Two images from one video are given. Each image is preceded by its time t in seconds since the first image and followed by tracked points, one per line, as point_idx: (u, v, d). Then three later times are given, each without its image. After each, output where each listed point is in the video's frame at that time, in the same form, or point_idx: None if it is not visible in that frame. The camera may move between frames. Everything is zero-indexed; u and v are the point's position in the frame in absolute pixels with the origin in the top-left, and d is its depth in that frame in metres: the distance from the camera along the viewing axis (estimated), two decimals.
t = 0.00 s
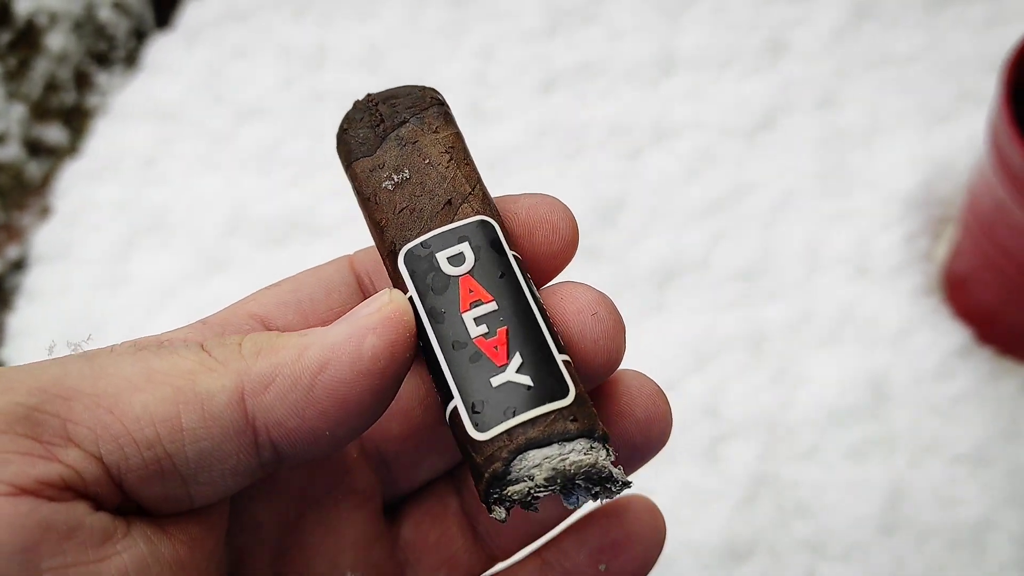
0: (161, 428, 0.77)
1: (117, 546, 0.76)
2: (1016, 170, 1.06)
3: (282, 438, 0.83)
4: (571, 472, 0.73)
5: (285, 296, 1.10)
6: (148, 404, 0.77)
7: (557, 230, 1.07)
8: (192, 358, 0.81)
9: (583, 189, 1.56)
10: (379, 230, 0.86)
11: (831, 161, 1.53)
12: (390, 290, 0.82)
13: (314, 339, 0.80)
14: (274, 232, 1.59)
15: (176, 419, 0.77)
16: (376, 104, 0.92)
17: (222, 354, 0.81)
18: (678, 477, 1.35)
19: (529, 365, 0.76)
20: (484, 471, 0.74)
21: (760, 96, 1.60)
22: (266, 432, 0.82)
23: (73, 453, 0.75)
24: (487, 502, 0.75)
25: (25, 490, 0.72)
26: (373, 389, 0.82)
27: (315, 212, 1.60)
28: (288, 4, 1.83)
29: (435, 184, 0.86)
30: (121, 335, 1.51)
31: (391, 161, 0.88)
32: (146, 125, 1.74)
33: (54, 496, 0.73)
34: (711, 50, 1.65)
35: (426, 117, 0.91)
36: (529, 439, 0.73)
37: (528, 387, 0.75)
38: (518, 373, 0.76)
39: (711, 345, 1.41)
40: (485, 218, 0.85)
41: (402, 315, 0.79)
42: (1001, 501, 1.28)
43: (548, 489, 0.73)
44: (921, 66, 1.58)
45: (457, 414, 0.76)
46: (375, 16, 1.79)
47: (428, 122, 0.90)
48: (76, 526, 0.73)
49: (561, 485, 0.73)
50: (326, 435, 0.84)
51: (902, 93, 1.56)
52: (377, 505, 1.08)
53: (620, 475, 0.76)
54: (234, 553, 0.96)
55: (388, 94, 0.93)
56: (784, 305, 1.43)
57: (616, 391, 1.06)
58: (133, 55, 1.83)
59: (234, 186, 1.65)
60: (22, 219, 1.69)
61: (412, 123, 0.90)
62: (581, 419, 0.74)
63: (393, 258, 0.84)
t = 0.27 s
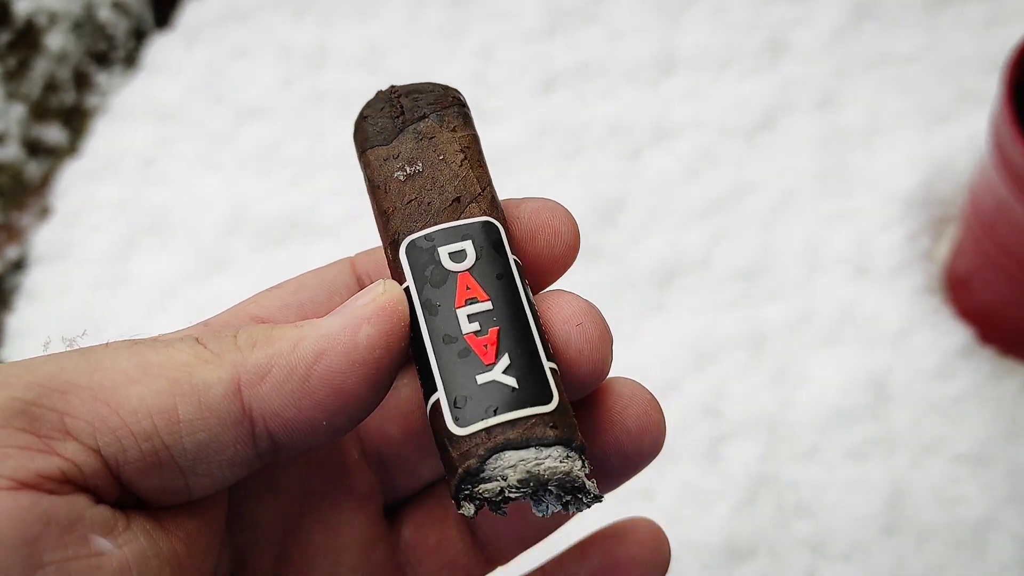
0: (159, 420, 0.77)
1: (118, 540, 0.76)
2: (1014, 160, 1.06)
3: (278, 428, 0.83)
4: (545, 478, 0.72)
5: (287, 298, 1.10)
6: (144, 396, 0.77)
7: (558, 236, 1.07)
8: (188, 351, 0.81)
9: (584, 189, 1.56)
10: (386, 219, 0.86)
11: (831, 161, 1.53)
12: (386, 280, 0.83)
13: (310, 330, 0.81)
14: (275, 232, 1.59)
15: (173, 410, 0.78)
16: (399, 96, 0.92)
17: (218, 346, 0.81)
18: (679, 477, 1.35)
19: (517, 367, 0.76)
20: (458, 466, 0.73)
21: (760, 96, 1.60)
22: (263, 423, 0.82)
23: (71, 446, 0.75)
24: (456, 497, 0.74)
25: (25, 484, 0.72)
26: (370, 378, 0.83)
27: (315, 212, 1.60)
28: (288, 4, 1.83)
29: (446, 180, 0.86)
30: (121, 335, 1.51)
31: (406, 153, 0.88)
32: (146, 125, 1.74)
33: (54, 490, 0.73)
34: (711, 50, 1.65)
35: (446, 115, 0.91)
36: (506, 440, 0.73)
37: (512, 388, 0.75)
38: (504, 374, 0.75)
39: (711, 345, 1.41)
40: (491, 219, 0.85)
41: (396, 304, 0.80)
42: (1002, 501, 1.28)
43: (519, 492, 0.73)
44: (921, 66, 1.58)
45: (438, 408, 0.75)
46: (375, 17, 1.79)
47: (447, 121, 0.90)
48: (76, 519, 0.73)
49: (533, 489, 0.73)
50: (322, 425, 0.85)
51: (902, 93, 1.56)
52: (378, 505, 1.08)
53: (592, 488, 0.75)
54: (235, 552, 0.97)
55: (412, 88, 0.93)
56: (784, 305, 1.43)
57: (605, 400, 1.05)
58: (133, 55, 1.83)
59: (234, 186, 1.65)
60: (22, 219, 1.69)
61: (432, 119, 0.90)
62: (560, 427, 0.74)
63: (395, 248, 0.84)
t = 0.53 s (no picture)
0: (150, 408, 0.78)
1: (116, 530, 0.77)
2: (1014, 168, 1.06)
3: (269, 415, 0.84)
4: (518, 475, 0.72)
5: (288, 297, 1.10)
6: (136, 385, 0.78)
7: (562, 238, 1.07)
8: (178, 339, 0.81)
9: (583, 190, 1.56)
10: (389, 210, 0.86)
11: (830, 161, 1.53)
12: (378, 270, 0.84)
13: (300, 319, 0.83)
14: (274, 233, 1.59)
15: (164, 398, 0.78)
16: (415, 93, 0.92)
17: (208, 334, 0.82)
18: (679, 477, 1.35)
19: (502, 364, 0.75)
20: (432, 455, 0.73)
21: (760, 96, 1.60)
22: (253, 411, 0.83)
23: (64, 436, 0.75)
24: (427, 487, 0.74)
25: (20, 476, 0.71)
26: (358, 366, 0.85)
27: (315, 213, 1.60)
28: (288, 5, 1.83)
29: (452, 176, 0.86)
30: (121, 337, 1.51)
31: (415, 148, 0.88)
32: (146, 126, 1.74)
33: (50, 481, 0.73)
34: (711, 51, 1.65)
35: (459, 114, 0.91)
36: (483, 434, 0.72)
37: (494, 383, 0.74)
38: (488, 369, 0.75)
39: (711, 345, 1.41)
40: (491, 217, 0.84)
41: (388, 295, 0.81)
42: (1001, 501, 1.28)
43: (491, 486, 0.72)
44: (920, 67, 1.58)
45: (420, 397, 0.76)
46: (374, 17, 1.79)
47: (459, 120, 0.90)
48: (74, 510, 0.74)
49: (505, 485, 0.72)
50: (312, 413, 0.87)
51: (902, 93, 1.56)
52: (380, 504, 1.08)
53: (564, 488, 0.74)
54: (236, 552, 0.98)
55: (430, 86, 0.93)
56: (784, 306, 1.43)
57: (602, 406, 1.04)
58: (133, 56, 1.83)
59: (234, 187, 1.65)
60: (22, 220, 1.69)
61: (444, 117, 0.90)
62: (538, 426, 0.74)
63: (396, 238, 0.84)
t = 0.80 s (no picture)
0: (129, 404, 0.78)
1: (104, 533, 0.76)
2: (1014, 171, 1.06)
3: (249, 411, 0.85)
4: (494, 491, 0.73)
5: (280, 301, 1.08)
6: (114, 381, 0.78)
7: (552, 251, 1.06)
8: (156, 335, 0.82)
9: (582, 191, 1.56)
10: (390, 207, 0.85)
11: (829, 162, 1.53)
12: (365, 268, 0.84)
13: (280, 316, 0.83)
14: (274, 233, 1.59)
15: (143, 395, 0.78)
16: (427, 93, 0.91)
17: (186, 331, 0.83)
18: (677, 477, 1.35)
19: (488, 377, 0.76)
20: (411, 461, 0.73)
21: (759, 97, 1.60)
22: (233, 406, 0.83)
23: (45, 437, 0.75)
24: (401, 494, 0.74)
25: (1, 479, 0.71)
26: (342, 364, 0.85)
27: (314, 213, 1.60)
28: (287, 5, 1.83)
29: (455, 182, 0.86)
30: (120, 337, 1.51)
31: (422, 149, 0.88)
32: (145, 126, 1.74)
33: (34, 484, 0.73)
34: (710, 51, 1.65)
35: (469, 122, 0.91)
36: (465, 446, 0.73)
37: (480, 397, 0.75)
38: (474, 381, 0.75)
39: (709, 346, 1.42)
40: (490, 229, 0.85)
41: (376, 292, 0.82)
42: (999, 502, 1.28)
43: (466, 500, 0.73)
44: (919, 67, 1.58)
45: (403, 401, 0.76)
46: (374, 18, 1.80)
47: (469, 128, 0.90)
48: (59, 513, 0.73)
49: (480, 500, 0.73)
50: (293, 411, 0.87)
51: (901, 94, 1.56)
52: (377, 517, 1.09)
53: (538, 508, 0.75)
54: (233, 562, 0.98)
55: (443, 88, 0.92)
56: (782, 306, 1.43)
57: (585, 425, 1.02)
58: (133, 56, 1.83)
59: (234, 187, 1.65)
60: (22, 220, 1.69)
61: (454, 122, 0.90)
62: (519, 445, 0.74)
63: (393, 237, 0.84)
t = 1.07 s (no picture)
0: (151, 409, 0.79)
1: (121, 537, 0.77)
2: (1016, 172, 1.06)
3: (268, 413, 0.86)
4: (469, 493, 0.74)
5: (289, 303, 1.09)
6: (135, 386, 0.78)
7: (571, 252, 1.07)
8: (175, 340, 0.83)
9: (583, 188, 1.56)
10: (406, 206, 0.86)
11: (829, 159, 1.54)
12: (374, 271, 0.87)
13: (296, 319, 0.84)
14: (275, 231, 1.59)
15: (165, 399, 0.79)
16: (455, 89, 0.91)
17: (205, 335, 0.84)
18: (678, 474, 1.36)
19: (477, 379, 0.76)
20: (394, 457, 0.76)
21: (759, 94, 1.61)
22: (252, 409, 0.85)
23: (68, 442, 0.75)
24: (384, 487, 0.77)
25: (27, 484, 0.72)
26: (355, 366, 0.86)
27: (315, 211, 1.61)
28: (288, 3, 1.84)
29: (471, 182, 0.86)
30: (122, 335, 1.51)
31: (442, 147, 0.88)
32: (146, 124, 1.74)
33: (55, 487, 0.73)
34: (710, 50, 1.66)
35: (493, 120, 0.90)
36: (444, 447, 0.74)
37: (466, 399, 0.76)
38: (463, 382, 0.76)
39: (709, 343, 1.42)
40: (502, 230, 0.84)
41: (385, 291, 0.85)
42: (998, 498, 1.29)
43: (442, 498, 0.75)
44: (919, 65, 1.58)
45: (395, 398, 0.77)
46: (374, 16, 1.80)
47: (492, 125, 0.90)
48: (79, 516, 0.74)
49: (455, 500, 0.75)
50: (310, 411, 0.88)
51: (901, 91, 1.57)
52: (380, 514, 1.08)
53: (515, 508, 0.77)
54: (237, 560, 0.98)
55: (472, 84, 0.92)
56: (782, 304, 1.44)
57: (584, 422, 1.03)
58: (133, 54, 1.83)
59: (234, 185, 1.65)
60: (23, 218, 1.69)
61: (478, 120, 0.89)
62: (500, 448, 0.75)
63: (404, 234, 0.85)
